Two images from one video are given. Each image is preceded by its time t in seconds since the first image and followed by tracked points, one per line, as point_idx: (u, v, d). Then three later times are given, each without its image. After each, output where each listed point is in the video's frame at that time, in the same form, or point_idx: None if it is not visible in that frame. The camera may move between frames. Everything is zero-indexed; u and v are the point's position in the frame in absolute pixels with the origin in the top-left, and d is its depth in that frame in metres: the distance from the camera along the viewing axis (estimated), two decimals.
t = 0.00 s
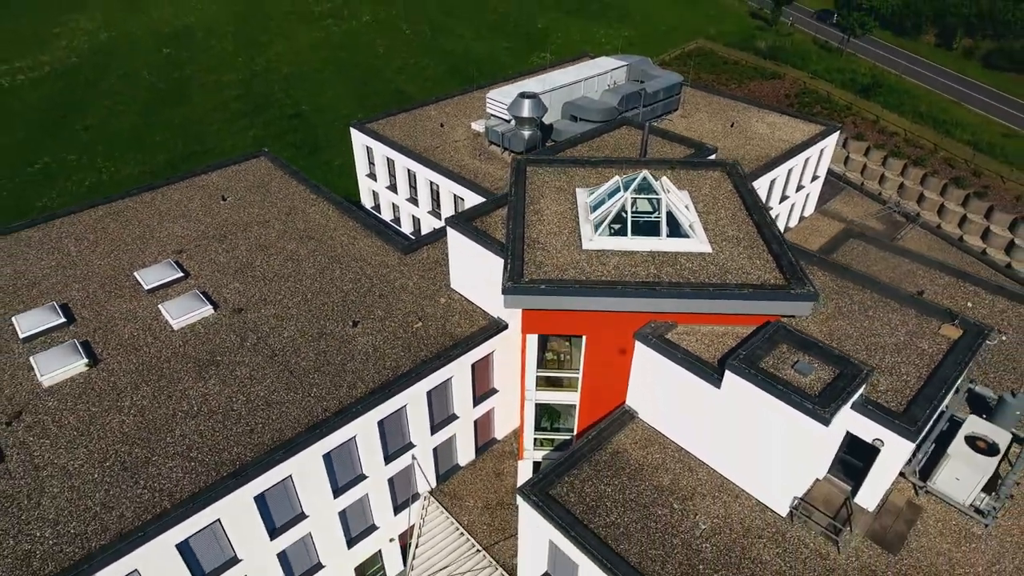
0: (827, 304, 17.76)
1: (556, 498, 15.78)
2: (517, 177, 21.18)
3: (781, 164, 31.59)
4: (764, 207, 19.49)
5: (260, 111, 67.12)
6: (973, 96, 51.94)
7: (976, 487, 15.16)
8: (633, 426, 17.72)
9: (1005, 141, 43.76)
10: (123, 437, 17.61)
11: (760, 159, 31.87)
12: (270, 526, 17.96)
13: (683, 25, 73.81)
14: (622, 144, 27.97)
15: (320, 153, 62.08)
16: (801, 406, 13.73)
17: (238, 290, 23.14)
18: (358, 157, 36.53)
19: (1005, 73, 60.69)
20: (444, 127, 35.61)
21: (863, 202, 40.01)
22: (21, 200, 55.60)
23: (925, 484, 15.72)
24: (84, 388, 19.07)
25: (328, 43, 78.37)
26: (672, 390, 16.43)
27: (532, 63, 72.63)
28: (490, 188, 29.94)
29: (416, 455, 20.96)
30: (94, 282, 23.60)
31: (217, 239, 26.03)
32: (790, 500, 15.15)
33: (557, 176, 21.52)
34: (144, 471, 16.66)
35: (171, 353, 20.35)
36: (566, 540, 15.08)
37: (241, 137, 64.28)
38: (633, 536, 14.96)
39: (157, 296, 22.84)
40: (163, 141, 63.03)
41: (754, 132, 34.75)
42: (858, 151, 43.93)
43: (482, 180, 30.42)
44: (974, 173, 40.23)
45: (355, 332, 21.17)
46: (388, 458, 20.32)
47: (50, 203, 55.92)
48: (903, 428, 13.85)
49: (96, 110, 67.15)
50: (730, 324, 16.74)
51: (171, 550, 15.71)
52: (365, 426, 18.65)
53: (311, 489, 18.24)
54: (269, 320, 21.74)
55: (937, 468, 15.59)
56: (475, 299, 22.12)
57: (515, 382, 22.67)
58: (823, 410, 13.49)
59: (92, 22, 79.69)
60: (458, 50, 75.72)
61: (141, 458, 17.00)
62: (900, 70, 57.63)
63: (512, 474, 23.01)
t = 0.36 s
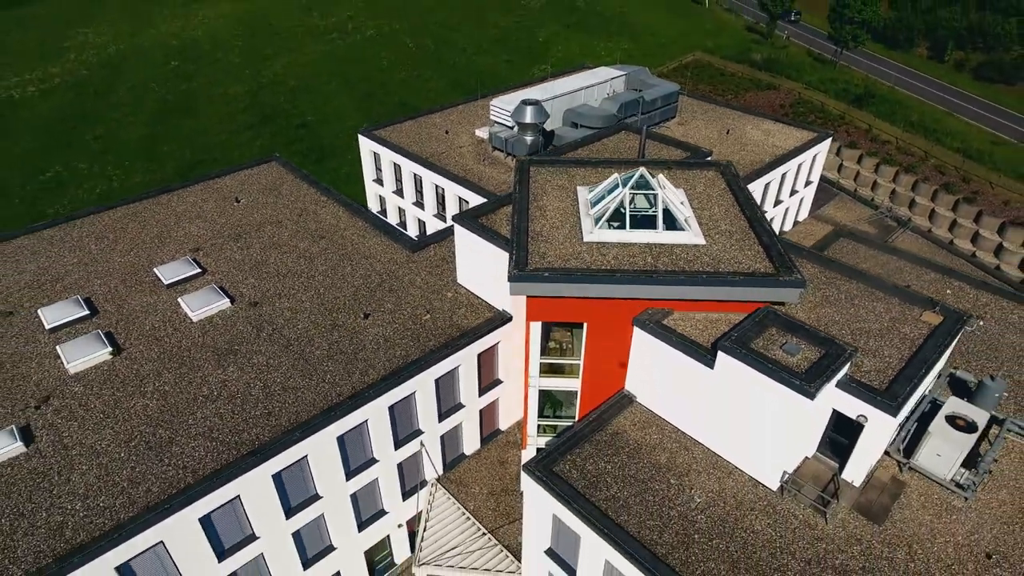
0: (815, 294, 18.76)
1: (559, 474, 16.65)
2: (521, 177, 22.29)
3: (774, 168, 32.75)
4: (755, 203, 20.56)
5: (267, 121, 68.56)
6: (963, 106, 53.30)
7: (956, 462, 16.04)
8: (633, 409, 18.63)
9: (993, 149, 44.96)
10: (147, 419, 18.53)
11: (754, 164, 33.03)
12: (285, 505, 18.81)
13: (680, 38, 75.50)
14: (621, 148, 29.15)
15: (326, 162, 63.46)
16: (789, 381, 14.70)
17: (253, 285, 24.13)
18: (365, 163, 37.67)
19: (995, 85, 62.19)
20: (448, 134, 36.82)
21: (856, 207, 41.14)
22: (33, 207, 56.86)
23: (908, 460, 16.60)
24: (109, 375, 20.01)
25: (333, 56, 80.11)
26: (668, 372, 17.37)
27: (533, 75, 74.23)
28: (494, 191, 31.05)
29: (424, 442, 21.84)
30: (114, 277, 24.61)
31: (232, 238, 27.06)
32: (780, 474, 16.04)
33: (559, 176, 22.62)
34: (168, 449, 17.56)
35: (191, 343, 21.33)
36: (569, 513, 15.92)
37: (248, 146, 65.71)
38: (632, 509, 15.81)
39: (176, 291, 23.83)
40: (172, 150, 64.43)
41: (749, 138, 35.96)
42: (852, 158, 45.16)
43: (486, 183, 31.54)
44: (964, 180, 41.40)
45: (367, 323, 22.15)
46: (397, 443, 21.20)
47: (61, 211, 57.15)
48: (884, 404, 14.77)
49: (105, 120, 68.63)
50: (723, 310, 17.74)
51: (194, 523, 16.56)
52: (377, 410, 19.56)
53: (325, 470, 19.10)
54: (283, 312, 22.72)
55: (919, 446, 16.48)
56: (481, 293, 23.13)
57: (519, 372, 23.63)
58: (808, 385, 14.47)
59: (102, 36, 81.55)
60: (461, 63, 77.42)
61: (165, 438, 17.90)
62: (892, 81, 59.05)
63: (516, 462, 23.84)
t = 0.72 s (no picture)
0: (805, 285, 19.77)
1: (562, 453, 17.54)
2: (525, 176, 23.39)
3: (768, 172, 33.91)
4: (747, 200, 21.63)
5: (274, 131, 70.06)
6: (954, 116, 54.67)
7: (939, 440, 16.91)
8: (632, 394, 19.54)
9: (982, 156, 46.18)
10: (170, 403, 19.47)
11: (749, 169, 34.20)
12: (301, 486, 19.69)
13: (677, 50, 77.18)
14: (620, 152, 30.32)
15: (333, 170, 64.85)
16: (778, 360, 15.68)
17: (267, 281, 25.14)
18: (372, 168, 38.84)
19: (986, 96, 63.70)
20: (453, 140, 38.05)
21: (849, 213, 42.26)
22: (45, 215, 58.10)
23: (893, 440, 17.48)
24: (132, 363, 20.98)
25: (338, 69, 81.89)
26: (666, 357, 18.28)
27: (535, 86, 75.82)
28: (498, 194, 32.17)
29: (431, 430, 22.73)
30: (134, 274, 25.63)
31: (246, 238, 28.12)
32: (771, 452, 16.97)
33: (561, 176, 23.73)
34: (191, 430, 18.50)
35: (210, 333, 22.31)
36: (572, 489, 16.79)
37: (256, 156, 67.14)
38: (632, 484, 16.69)
39: (194, 286, 24.84)
40: (180, 159, 65.81)
41: (744, 145, 37.19)
42: (845, 166, 46.37)
43: (490, 186, 32.67)
44: (954, 185, 42.55)
45: (377, 315, 23.15)
46: (406, 430, 22.11)
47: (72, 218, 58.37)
48: (868, 382, 15.78)
49: (116, 131, 70.12)
50: (717, 299, 18.75)
51: (216, 500, 17.44)
52: (388, 396, 20.49)
53: (338, 453, 19.98)
54: (297, 306, 23.72)
55: (903, 426, 17.36)
56: (486, 288, 24.12)
57: (522, 364, 24.57)
58: (796, 363, 15.44)
59: (110, 49, 83.37)
60: (464, 75, 79.16)
61: (187, 420, 18.83)
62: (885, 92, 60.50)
63: (520, 451, 24.71)
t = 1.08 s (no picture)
0: (796, 277, 20.77)
1: (565, 434, 18.43)
2: (529, 177, 24.51)
3: (764, 177, 35.05)
4: (741, 198, 22.71)
5: (280, 141, 71.46)
6: (946, 125, 55.99)
7: (922, 422, 17.84)
8: (632, 381, 20.46)
9: (972, 164, 47.37)
10: (190, 389, 20.41)
11: (744, 174, 35.35)
12: (315, 470, 20.59)
13: (675, 63, 78.87)
14: (620, 157, 31.44)
15: (338, 178, 66.06)
16: (768, 342, 16.64)
17: (281, 278, 26.17)
18: (379, 174, 40.01)
19: (977, 107, 65.11)
20: (458, 147, 39.27)
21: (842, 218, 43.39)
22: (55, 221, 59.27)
23: (880, 422, 18.43)
24: (154, 353, 21.95)
25: (343, 81, 83.58)
26: (664, 344, 19.24)
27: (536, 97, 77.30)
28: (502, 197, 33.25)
29: (439, 419, 23.62)
30: (153, 271, 26.67)
31: (259, 238, 29.19)
32: (764, 432, 17.86)
33: (563, 177, 24.84)
34: (211, 414, 19.42)
35: (227, 326, 23.30)
36: (574, 467, 17.65)
37: (262, 164, 68.41)
38: (632, 463, 17.58)
39: (210, 282, 25.87)
40: (188, 168, 67.13)
41: (739, 151, 38.41)
42: (839, 173, 47.56)
43: (494, 190, 33.78)
44: (945, 192, 43.67)
45: (387, 309, 24.15)
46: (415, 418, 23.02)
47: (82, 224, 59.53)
48: (854, 364, 16.70)
49: (125, 141, 71.61)
50: (711, 290, 19.76)
51: (235, 479, 18.33)
52: (398, 384, 21.42)
53: (349, 438, 20.86)
54: (310, 300, 24.74)
55: (889, 408, 18.32)
56: (491, 284, 25.14)
57: (526, 357, 25.51)
58: (786, 345, 16.39)
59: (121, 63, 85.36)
60: (466, 87, 80.74)
61: (207, 405, 19.76)
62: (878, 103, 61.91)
63: (524, 442, 25.58)
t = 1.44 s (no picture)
0: (788, 271, 21.80)
1: (568, 418, 19.37)
2: (532, 178, 25.68)
3: (759, 181, 36.22)
4: (735, 197, 23.83)
5: (286, 150, 72.92)
6: (938, 135, 57.33)
7: (908, 405, 18.74)
8: (631, 369, 21.43)
9: (963, 171, 48.58)
10: (210, 377, 21.38)
11: (740, 178, 36.54)
12: (328, 455, 21.52)
13: (673, 75, 80.63)
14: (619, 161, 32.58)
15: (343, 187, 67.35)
16: (759, 327, 17.66)
17: (294, 275, 27.22)
18: (386, 180, 41.23)
19: (969, 118, 66.57)
20: (462, 154, 40.51)
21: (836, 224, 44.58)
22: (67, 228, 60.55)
23: (867, 407, 19.34)
24: (174, 344, 22.95)
25: (348, 94, 85.39)
26: (661, 333, 20.22)
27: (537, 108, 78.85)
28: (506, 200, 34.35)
29: (446, 409, 24.56)
30: (171, 269, 27.72)
31: (272, 238, 30.28)
32: (757, 415, 18.79)
33: (566, 178, 25.99)
34: (231, 399, 20.40)
35: (243, 319, 24.33)
36: (577, 448, 18.57)
37: (268, 173, 69.74)
38: (631, 444, 18.51)
39: (226, 280, 26.92)
40: (196, 176, 68.53)
41: (734, 157, 39.67)
42: (833, 181, 48.79)
43: (498, 194, 34.90)
44: (936, 197, 44.83)
45: (396, 304, 25.19)
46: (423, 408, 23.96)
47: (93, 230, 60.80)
48: (841, 349, 17.67)
49: (135, 151, 73.22)
50: (707, 282, 20.80)
51: (254, 461, 19.28)
52: (408, 374, 22.39)
53: (361, 426, 21.80)
54: (322, 296, 25.78)
55: (876, 394, 19.22)
56: (496, 280, 26.18)
57: (530, 351, 26.48)
58: (776, 330, 17.40)
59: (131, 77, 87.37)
60: (469, 98, 82.33)
61: (227, 391, 20.73)
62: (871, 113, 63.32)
63: (527, 434, 26.48)
